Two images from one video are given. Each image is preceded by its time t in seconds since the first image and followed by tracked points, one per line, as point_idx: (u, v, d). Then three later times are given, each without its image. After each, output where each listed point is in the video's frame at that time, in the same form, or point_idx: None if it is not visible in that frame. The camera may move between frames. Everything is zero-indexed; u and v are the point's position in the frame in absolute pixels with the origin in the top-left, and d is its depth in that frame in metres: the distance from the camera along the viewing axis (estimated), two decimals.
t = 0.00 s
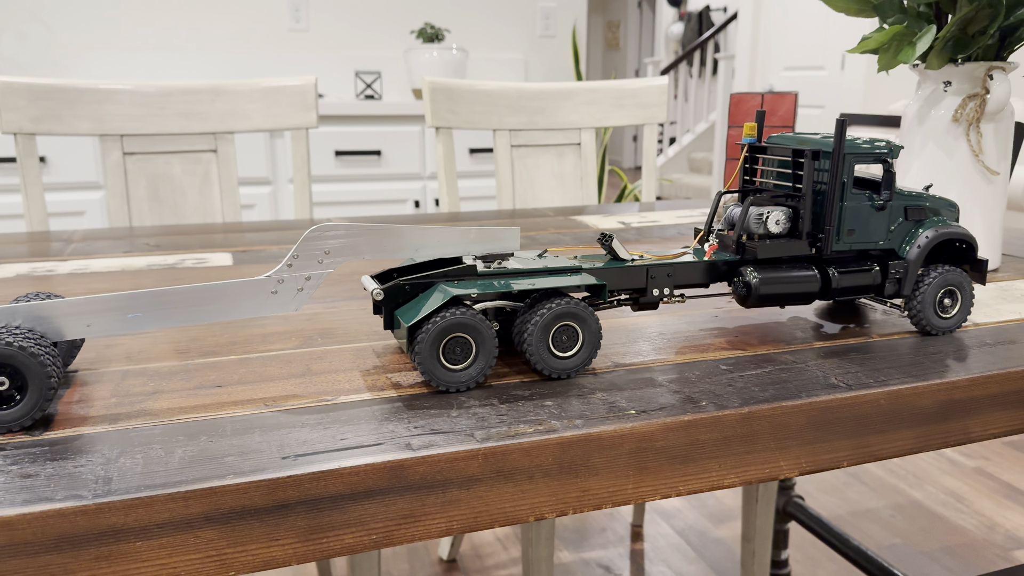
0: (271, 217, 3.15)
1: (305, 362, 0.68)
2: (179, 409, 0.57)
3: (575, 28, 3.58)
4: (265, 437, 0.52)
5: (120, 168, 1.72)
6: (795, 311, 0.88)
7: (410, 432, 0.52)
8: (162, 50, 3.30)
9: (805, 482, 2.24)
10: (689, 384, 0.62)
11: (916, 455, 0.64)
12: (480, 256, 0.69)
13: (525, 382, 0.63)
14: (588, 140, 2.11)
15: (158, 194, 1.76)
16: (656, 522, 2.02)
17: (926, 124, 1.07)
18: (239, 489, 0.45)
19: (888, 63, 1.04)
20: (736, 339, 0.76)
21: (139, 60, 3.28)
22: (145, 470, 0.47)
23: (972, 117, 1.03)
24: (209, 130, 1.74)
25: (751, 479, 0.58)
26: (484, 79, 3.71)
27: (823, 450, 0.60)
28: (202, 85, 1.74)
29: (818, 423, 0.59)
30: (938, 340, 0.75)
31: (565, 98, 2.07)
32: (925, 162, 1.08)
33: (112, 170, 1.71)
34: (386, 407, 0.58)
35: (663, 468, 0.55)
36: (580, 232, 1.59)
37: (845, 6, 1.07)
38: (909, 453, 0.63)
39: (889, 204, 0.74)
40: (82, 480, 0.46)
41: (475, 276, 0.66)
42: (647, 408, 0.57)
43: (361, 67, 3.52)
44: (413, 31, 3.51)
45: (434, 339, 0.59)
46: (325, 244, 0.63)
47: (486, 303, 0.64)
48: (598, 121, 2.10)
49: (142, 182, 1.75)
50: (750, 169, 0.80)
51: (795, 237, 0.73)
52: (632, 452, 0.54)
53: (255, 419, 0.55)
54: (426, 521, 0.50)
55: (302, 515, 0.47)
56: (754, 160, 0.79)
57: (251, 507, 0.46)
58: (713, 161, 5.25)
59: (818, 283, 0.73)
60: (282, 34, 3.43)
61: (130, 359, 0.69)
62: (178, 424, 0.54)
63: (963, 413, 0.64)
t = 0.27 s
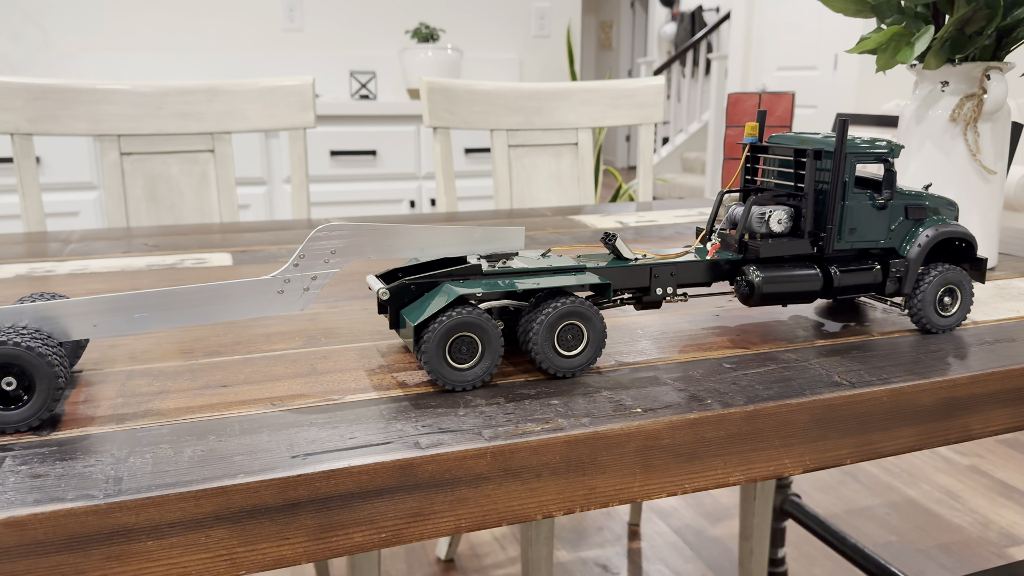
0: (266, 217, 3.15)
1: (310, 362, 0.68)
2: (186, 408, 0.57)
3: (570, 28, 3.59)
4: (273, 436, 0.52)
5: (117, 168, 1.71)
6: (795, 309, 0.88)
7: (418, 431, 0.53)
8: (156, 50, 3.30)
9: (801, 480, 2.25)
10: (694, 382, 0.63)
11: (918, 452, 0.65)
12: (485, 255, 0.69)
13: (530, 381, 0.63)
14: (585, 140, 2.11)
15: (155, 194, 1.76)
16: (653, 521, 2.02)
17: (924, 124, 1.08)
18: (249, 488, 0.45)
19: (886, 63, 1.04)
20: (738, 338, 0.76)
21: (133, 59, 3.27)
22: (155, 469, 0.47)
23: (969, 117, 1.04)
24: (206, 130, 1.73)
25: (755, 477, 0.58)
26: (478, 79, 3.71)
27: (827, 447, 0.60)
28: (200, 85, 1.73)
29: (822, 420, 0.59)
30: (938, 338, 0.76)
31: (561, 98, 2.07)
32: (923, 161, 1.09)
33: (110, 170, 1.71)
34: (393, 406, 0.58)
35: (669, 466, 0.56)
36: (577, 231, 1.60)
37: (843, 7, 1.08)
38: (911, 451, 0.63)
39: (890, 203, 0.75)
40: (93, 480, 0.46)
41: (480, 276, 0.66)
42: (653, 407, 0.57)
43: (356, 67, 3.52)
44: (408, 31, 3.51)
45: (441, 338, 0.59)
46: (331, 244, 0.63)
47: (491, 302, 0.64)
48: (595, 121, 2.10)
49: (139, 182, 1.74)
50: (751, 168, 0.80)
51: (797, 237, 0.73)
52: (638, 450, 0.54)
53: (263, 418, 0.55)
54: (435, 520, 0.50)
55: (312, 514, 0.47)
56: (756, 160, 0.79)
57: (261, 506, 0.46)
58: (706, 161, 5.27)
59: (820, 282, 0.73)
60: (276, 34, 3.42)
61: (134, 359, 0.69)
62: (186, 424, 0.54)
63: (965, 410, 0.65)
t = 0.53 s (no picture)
0: (261, 217, 3.14)
1: (316, 360, 0.68)
2: (195, 406, 0.57)
3: (564, 28, 3.59)
4: (283, 434, 0.52)
5: (115, 168, 1.71)
6: (796, 307, 0.89)
7: (427, 429, 0.53)
8: (150, 50, 3.29)
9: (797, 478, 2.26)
10: (699, 380, 0.63)
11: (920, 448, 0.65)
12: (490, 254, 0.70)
13: (536, 379, 0.64)
14: (582, 139, 2.12)
15: (153, 194, 1.75)
16: (650, 519, 2.03)
17: (922, 123, 1.09)
18: (261, 485, 0.46)
19: (884, 63, 1.05)
20: (740, 335, 0.77)
21: (127, 59, 3.26)
22: (167, 466, 0.47)
23: (966, 117, 1.05)
24: (204, 130, 1.73)
25: (760, 473, 0.59)
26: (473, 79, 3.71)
27: (831, 443, 0.61)
28: (197, 85, 1.73)
29: (826, 417, 0.60)
30: (938, 336, 0.76)
31: (559, 98, 2.07)
32: (920, 160, 1.09)
33: (107, 170, 1.70)
34: (401, 403, 0.58)
35: (675, 462, 0.56)
36: (575, 231, 1.60)
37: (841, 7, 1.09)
38: (913, 447, 0.64)
39: (891, 201, 0.76)
40: (106, 477, 0.46)
41: (485, 274, 0.66)
42: (659, 403, 0.58)
43: (351, 67, 3.52)
44: (403, 31, 3.51)
45: (448, 336, 0.59)
46: (338, 243, 0.63)
47: (497, 301, 0.64)
48: (592, 121, 2.11)
49: (137, 182, 1.74)
50: (753, 167, 0.81)
51: (799, 235, 0.74)
52: (645, 446, 0.55)
53: (272, 416, 0.55)
54: (444, 516, 0.51)
55: (324, 511, 0.47)
56: (757, 159, 0.80)
57: (273, 503, 0.46)
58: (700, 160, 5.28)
59: (822, 279, 0.74)
60: (270, 34, 3.42)
61: (139, 358, 0.70)
62: (196, 422, 0.54)
63: (965, 406, 0.65)
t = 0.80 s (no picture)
0: (256, 217, 3.14)
1: (322, 359, 0.68)
2: (203, 405, 0.58)
3: (559, 28, 3.60)
4: (293, 432, 0.52)
5: (112, 169, 1.71)
6: (796, 306, 0.89)
7: (436, 427, 0.53)
8: (144, 49, 3.28)
9: (793, 476, 2.27)
10: (704, 377, 0.64)
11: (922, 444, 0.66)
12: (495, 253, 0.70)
13: (542, 378, 0.64)
14: (579, 139, 2.12)
15: (151, 194, 1.75)
16: (647, 518, 2.03)
17: (919, 123, 1.10)
18: (273, 483, 0.46)
19: (883, 63, 1.06)
20: (743, 334, 0.77)
21: (121, 59, 3.24)
22: (178, 465, 0.48)
23: (963, 116, 1.05)
24: (202, 130, 1.73)
25: (765, 469, 0.59)
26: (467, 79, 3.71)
27: (835, 440, 0.61)
28: (195, 85, 1.73)
29: (830, 414, 0.60)
30: (938, 333, 0.77)
31: (556, 98, 2.08)
32: (918, 160, 1.10)
33: (105, 170, 1.70)
34: (409, 402, 0.58)
35: (681, 459, 0.57)
36: (572, 230, 1.60)
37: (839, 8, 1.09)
38: (915, 443, 0.65)
39: (891, 200, 0.76)
40: (118, 476, 0.46)
41: (491, 273, 0.66)
42: (666, 401, 0.58)
43: (346, 67, 3.51)
44: (397, 30, 3.51)
45: (455, 335, 0.60)
46: (345, 242, 0.64)
47: (503, 300, 0.65)
48: (589, 120, 2.11)
49: (134, 182, 1.74)
50: (755, 167, 0.81)
51: (800, 233, 0.74)
52: (652, 444, 0.55)
53: (281, 415, 0.55)
54: (453, 514, 0.51)
55: (335, 508, 0.48)
56: (759, 158, 0.81)
57: (285, 500, 0.46)
58: (694, 160, 5.29)
59: (824, 277, 0.74)
60: (265, 33, 3.41)
61: (145, 358, 0.70)
62: (204, 421, 0.54)
63: (967, 402, 0.66)
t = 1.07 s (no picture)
0: (249, 217, 3.13)
1: (321, 358, 0.68)
2: (204, 404, 0.58)
3: (552, 28, 3.60)
4: (295, 430, 0.53)
5: (106, 168, 1.70)
6: (792, 304, 0.90)
7: (437, 424, 0.54)
8: (136, 49, 3.26)
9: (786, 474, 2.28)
10: (702, 375, 0.64)
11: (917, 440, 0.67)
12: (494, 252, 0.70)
13: (541, 376, 0.64)
14: (573, 139, 2.13)
15: (145, 194, 1.75)
16: (642, 516, 2.04)
17: (912, 122, 1.10)
18: (276, 481, 0.46)
19: (876, 63, 1.06)
20: (739, 332, 0.78)
21: (113, 58, 3.23)
22: (181, 463, 0.48)
23: (956, 116, 1.06)
24: (197, 130, 1.72)
25: (762, 466, 0.60)
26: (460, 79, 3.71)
27: (832, 436, 0.62)
28: (190, 85, 1.72)
29: (827, 410, 0.61)
30: (933, 331, 0.78)
31: (550, 98, 2.08)
32: (911, 159, 1.11)
33: (99, 170, 1.69)
34: (410, 400, 0.59)
35: (680, 456, 0.57)
36: (567, 230, 1.61)
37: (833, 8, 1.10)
38: (911, 439, 0.65)
39: (886, 199, 0.77)
40: (121, 475, 0.46)
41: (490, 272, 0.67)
42: (664, 398, 0.59)
43: (339, 66, 3.51)
44: (390, 30, 3.51)
45: (455, 333, 0.60)
46: (346, 242, 0.64)
47: (501, 299, 0.65)
48: (584, 120, 2.11)
49: (128, 182, 1.73)
50: (750, 166, 0.82)
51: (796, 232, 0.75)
52: (651, 441, 0.56)
53: (282, 414, 0.56)
54: (454, 511, 0.51)
55: (337, 506, 0.48)
56: (754, 158, 0.81)
57: (289, 498, 0.47)
58: (687, 160, 5.31)
59: (819, 276, 0.75)
60: (258, 33, 3.41)
61: (144, 357, 0.70)
62: (206, 419, 0.55)
63: (962, 399, 0.67)
